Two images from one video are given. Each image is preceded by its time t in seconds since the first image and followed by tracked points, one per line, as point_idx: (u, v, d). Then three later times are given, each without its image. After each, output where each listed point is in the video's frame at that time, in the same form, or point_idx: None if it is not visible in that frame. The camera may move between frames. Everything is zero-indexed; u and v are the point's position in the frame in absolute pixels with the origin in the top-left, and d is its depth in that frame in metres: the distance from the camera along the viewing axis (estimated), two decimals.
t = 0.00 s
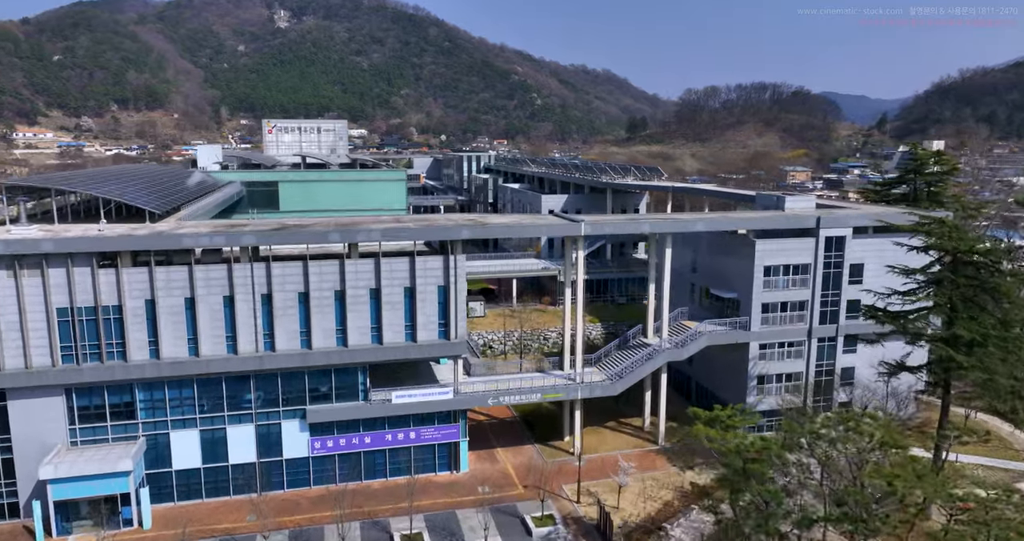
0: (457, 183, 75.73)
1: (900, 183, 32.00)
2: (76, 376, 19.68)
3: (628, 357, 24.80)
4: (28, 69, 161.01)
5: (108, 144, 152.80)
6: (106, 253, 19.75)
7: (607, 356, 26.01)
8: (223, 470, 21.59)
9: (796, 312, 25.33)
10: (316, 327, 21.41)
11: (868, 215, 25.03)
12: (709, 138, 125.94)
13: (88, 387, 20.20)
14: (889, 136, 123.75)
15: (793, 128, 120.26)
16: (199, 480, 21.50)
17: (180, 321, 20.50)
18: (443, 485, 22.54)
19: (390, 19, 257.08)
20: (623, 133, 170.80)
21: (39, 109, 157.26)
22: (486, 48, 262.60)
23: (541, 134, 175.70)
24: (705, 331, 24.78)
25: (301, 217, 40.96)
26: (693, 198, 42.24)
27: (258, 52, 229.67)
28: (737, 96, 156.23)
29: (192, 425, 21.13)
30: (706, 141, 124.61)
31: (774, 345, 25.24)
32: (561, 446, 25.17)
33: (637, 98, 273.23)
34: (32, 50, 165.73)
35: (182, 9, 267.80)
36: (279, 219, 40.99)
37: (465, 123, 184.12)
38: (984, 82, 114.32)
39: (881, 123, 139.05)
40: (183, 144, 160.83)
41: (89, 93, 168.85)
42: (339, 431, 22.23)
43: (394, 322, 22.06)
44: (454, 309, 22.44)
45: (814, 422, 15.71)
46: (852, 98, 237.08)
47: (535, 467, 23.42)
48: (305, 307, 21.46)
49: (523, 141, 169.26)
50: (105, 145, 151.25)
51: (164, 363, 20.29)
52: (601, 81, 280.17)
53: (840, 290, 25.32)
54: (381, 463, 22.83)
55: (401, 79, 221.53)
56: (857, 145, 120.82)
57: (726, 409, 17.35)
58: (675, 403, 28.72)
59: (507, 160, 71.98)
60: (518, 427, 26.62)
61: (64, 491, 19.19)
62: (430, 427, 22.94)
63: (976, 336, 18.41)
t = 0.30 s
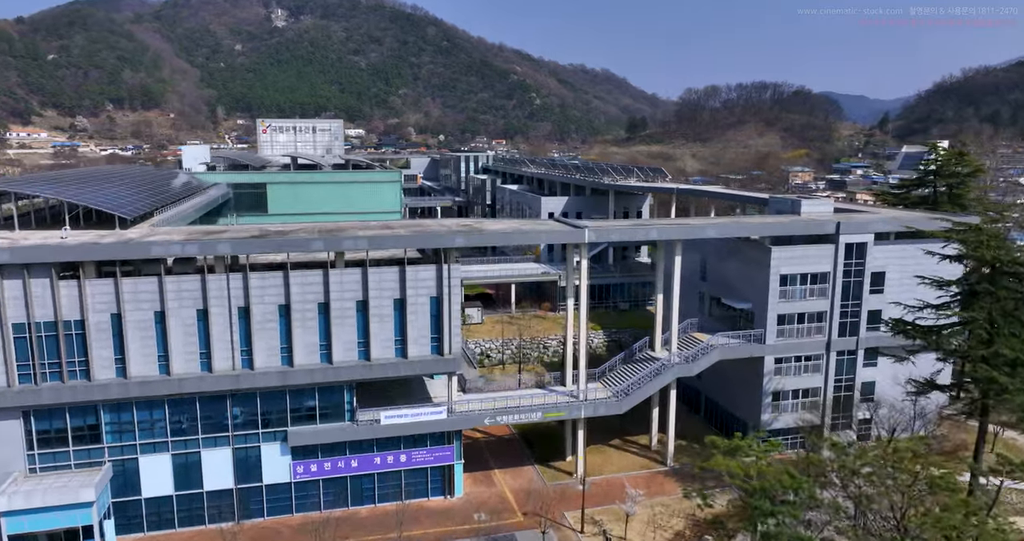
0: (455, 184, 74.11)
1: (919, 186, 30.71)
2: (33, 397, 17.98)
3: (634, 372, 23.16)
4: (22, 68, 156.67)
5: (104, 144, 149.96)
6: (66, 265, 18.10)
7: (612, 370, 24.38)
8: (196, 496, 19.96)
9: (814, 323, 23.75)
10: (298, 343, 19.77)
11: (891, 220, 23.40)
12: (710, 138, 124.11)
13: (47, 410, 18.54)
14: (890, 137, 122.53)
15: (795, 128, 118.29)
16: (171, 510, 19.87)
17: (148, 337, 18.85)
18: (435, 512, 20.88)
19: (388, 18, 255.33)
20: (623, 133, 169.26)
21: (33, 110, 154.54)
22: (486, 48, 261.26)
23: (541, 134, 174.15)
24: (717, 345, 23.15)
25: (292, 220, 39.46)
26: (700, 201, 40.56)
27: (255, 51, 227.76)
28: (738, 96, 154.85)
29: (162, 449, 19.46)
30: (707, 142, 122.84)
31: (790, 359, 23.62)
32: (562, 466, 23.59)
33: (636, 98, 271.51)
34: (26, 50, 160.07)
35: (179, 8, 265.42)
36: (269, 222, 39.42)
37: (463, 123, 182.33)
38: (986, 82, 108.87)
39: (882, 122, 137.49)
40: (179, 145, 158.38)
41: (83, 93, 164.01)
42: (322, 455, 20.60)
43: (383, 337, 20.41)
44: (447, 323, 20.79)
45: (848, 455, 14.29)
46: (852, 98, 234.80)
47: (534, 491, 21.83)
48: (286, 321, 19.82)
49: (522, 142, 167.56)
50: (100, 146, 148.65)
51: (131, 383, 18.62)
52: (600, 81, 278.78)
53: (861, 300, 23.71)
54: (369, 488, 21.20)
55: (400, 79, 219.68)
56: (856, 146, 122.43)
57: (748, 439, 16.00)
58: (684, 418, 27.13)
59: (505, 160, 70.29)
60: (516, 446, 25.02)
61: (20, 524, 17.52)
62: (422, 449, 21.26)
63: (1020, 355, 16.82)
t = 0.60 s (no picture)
0: (453, 185, 72.40)
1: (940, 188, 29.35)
2: None
3: (643, 390, 21.56)
4: (17, 67, 154.13)
5: (98, 144, 147.91)
6: (22, 277, 16.46)
7: (618, 386, 22.75)
8: (167, 528, 18.32)
9: (835, 337, 22.15)
10: (278, 362, 18.15)
11: (918, 225, 21.78)
12: (711, 138, 122.42)
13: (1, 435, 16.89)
14: (894, 137, 120.86)
15: (797, 127, 116.54)
16: None
17: (112, 356, 17.22)
18: None
19: (387, 17, 253.81)
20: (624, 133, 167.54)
21: (27, 109, 152.44)
22: (485, 47, 259.82)
23: (540, 134, 172.56)
24: (731, 360, 21.55)
25: (282, 223, 38.02)
26: (707, 203, 38.82)
27: (253, 50, 225.96)
28: (739, 95, 153.37)
29: (129, 477, 17.82)
30: (708, 141, 121.17)
31: (809, 376, 22.05)
32: (564, 490, 22.00)
33: (636, 98, 269.51)
34: (20, 48, 157.99)
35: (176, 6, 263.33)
36: (257, 226, 37.90)
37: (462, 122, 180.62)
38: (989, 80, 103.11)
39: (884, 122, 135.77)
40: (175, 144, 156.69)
41: (78, 92, 161.97)
42: (304, 482, 18.97)
43: (370, 354, 18.78)
44: (440, 338, 19.16)
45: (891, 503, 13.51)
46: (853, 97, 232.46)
47: (535, 519, 20.24)
48: (264, 338, 18.19)
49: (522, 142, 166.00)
50: (95, 146, 146.60)
51: (92, 406, 16.96)
52: (601, 81, 277.08)
53: (885, 311, 22.12)
54: (355, 517, 19.57)
55: (398, 78, 218.04)
56: (859, 146, 120.87)
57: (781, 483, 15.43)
58: (693, 435, 25.50)
59: (504, 160, 68.59)
60: (516, 467, 23.46)
61: None
62: (414, 475, 19.65)
63: None
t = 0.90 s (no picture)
0: (451, 185, 70.68)
1: (966, 191, 27.99)
2: None
3: (654, 410, 19.93)
4: (12, 67, 151.83)
5: (94, 144, 145.86)
6: None
7: (625, 405, 21.16)
8: None
9: (860, 351, 20.53)
10: (253, 384, 16.52)
11: (950, 232, 20.20)
12: (713, 137, 120.67)
13: None
14: (898, 137, 119.07)
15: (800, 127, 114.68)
16: None
17: (69, 380, 15.56)
18: None
19: (386, 16, 252.19)
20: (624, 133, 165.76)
21: (22, 109, 150.08)
22: (484, 47, 258.30)
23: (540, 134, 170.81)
24: (749, 378, 19.94)
25: (270, 228, 36.53)
26: (714, 205, 37.06)
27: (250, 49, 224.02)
28: (740, 94, 151.58)
29: (89, 510, 16.16)
30: (709, 141, 119.50)
31: (832, 394, 20.42)
32: (568, 517, 20.37)
33: (636, 98, 267.59)
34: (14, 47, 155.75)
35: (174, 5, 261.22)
36: (245, 230, 36.37)
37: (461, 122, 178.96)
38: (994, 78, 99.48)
39: (887, 122, 134.18)
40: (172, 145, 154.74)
41: (73, 92, 159.58)
42: (284, 514, 17.37)
43: (355, 374, 17.12)
44: (431, 356, 17.52)
45: None
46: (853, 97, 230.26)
47: None
48: (239, 358, 16.55)
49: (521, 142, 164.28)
50: (91, 145, 144.37)
51: (47, 436, 15.30)
52: (601, 81, 275.41)
53: (914, 324, 20.51)
54: None
55: (396, 78, 216.36)
56: (862, 145, 119.26)
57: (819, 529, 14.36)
58: (705, 456, 23.93)
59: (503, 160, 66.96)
60: (516, 490, 21.83)
61: None
62: (404, 504, 18.02)
63: None
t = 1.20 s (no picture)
0: (449, 186, 69.13)
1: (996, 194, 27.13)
2: None
3: (667, 433, 18.28)
4: (6, 66, 149.67)
5: (90, 144, 143.80)
6: None
7: (634, 426, 19.53)
8: None
9: (890, 368, 18.90)
10: (225, 411, 14.89)
11: (987, 239, 18.60)
12: (714, 137, 119.03)
13: None
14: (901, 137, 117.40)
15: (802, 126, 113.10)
16: None
17: (15, 409, 13.91)
18: None
19: (385, 15, 250.34)
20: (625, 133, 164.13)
21: (17, 109, 147.88)
22: (483, 46, 256.69)
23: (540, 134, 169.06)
24: (770, 399, 18.30)
25: (261, 232, 34.97)
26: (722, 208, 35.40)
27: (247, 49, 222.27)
28: (741, 94, 149.82)
29: None
30: (710, 141, 117.96)
31: (859, 416, 18.79)
32: None
33: (635, 97, 266.04)
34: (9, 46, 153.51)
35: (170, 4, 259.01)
36: (233, 234, 34.76)
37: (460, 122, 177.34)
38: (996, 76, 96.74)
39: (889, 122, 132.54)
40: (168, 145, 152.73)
41: (69, 91, 157.48)
42: None
43: (338, 399, 15.49)
44: (422, 378, 15.89)
45: None
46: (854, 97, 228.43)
47: None
48: (209, 382, 14.91)
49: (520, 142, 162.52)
50: (87, 146, 142.32)
51: None
52: (600, 81, 273.96)
53: (948, 340, 18.88)
54: None
55: (395, 77, 214.71)
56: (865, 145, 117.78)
57: None
58: (718, 478, 22.34)
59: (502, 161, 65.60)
60: (515, 520, 20.21)
61: None
62: None
63: None
